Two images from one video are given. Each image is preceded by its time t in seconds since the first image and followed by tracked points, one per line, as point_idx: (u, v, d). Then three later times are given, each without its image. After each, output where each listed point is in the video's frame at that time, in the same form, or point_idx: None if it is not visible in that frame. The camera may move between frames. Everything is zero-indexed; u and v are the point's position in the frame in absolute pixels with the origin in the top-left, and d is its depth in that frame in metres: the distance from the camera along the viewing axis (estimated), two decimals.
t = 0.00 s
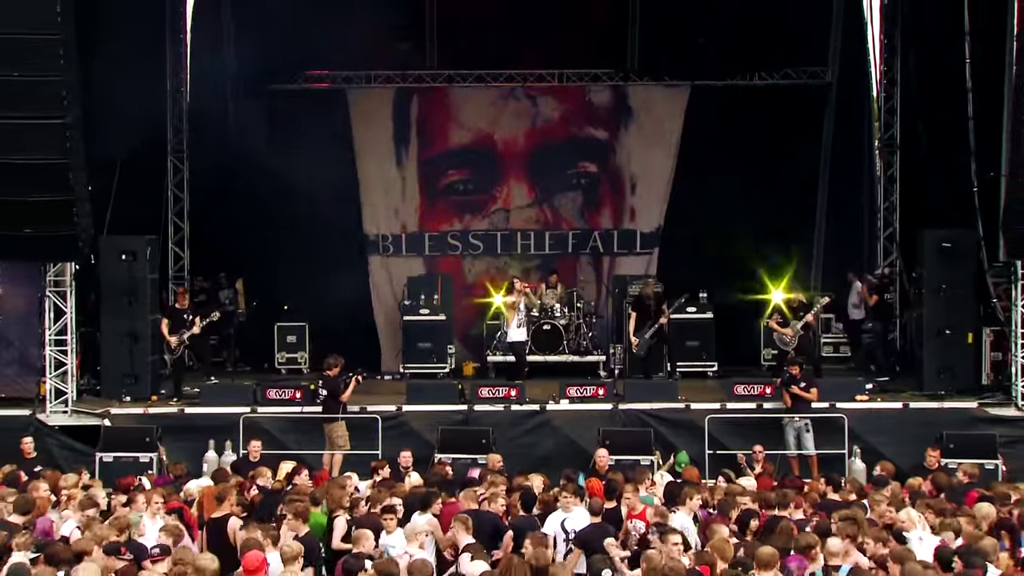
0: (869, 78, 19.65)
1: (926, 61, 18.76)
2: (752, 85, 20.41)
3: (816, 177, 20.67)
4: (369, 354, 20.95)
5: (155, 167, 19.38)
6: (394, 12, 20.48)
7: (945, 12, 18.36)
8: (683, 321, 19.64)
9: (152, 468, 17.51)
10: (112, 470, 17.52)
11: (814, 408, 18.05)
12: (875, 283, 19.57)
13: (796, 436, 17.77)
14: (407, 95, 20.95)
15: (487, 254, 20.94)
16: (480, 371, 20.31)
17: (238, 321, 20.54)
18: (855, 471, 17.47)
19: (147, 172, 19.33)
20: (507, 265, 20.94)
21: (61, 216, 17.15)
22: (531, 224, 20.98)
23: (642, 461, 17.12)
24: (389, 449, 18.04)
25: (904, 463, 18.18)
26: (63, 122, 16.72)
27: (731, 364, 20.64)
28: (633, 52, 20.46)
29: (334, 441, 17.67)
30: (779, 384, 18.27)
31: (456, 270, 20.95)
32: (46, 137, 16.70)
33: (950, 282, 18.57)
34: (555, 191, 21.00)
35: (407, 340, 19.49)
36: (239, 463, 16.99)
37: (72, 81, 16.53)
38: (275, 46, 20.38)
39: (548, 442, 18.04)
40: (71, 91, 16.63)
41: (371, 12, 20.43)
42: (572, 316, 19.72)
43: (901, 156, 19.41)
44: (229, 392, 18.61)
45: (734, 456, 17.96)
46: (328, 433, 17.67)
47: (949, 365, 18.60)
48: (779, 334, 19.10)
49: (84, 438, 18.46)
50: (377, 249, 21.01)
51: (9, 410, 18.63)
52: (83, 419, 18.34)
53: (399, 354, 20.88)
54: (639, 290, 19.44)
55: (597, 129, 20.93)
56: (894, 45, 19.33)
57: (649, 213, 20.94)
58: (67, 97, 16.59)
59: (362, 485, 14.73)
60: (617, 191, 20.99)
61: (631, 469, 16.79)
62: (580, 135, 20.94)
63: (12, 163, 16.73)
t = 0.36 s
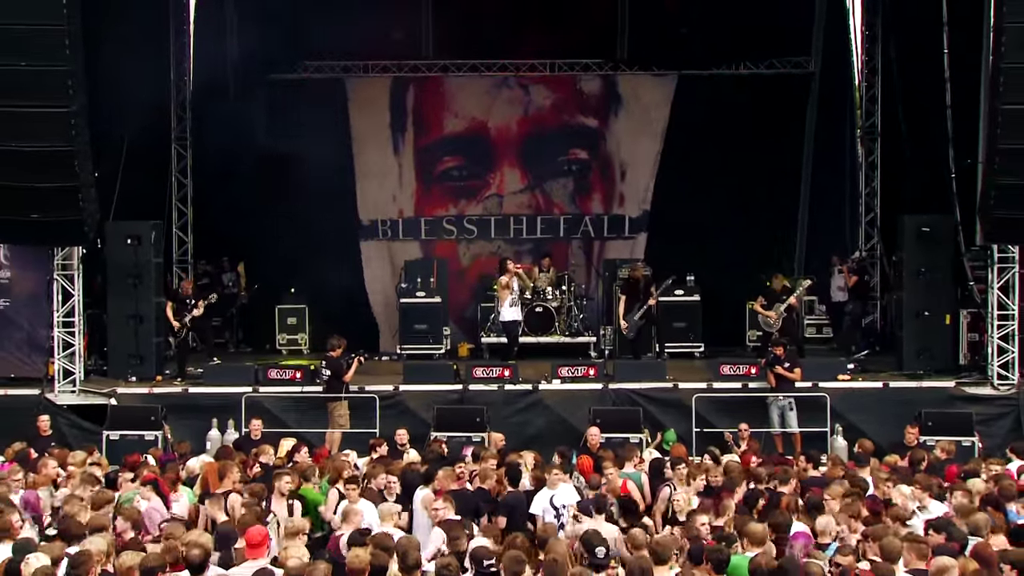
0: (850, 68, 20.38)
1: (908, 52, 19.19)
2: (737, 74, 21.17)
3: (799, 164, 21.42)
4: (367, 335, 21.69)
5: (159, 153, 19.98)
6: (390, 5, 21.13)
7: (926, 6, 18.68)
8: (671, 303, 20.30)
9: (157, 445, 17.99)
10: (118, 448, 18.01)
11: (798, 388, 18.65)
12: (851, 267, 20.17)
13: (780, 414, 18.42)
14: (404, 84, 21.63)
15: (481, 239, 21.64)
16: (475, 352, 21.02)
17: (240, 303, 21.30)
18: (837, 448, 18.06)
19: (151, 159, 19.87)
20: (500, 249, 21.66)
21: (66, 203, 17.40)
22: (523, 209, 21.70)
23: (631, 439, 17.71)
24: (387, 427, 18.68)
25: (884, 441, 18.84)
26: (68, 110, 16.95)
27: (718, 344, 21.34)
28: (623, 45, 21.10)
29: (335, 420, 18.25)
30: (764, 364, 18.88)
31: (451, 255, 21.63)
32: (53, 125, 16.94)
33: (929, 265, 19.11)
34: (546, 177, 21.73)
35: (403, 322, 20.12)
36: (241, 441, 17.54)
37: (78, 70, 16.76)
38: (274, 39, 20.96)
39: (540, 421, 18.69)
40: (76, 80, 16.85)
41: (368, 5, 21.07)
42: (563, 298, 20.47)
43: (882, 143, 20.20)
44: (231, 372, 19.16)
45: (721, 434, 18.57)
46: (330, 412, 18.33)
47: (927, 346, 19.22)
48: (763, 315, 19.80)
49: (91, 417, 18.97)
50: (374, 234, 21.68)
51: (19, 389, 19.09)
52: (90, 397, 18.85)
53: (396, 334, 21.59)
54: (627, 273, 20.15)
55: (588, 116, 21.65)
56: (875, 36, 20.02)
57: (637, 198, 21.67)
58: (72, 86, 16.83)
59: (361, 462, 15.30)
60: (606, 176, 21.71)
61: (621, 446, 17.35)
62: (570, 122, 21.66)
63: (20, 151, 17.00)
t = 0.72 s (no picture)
0: (836, 64, 20.81)
1: (892, 52, 19.67)
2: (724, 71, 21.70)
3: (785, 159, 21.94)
4: (364, 326, 22.24)
5: (160, 149, 20.47)
6: (386, 5, 21.72)
7: (909, 5, 19.10)
8: (663, 294, 20.61)
9: (158, 433, 18.43)
10: (120, 436, 18.43)
11: (784, 377, 19.09)
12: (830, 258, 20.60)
13: (766, 403, 18.92)
14: (399, 81, 22.09)
15: (474, 232, 22.17)
16: (469, 342, 21.54)
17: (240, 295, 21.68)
18: (821, 436, 18.49)
19: (151, 154, 20.35)
20: (493, 243, 22.18)
21: (68, 197, 17.74)
22: (515, 202, 22.23)
23: (621, 426, 18.15)
24: (384, 415, 19.17)
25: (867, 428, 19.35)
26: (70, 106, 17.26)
27: (707, 335, 21.94)
28: (613, 40, 21.78)
29: (331, 409, 18.84)
30: (750, 355, 19.35)
31: (446, 247, 22.19)
32: (55, 122, 17.24)
33: (911, 257, 19.60)
34: (537, 171, 22.24)
35: (398, 312, 20.57)
36: (240, 429, 17.97)
37: (79, 68, 17.07)
38: (276, 35, 21.56)
39: (532, 410, 19.17)
40: (77, 77, 17.16)
41: (364, 3, 21.62)
42: (554, 291, 20.99)
43: (866, 139, 20.58)
44: (229, 362, 19.56)
45: (708, 422, 19.06)
46: (329, 400, 18.87)
47: (910, 336, 19.74)
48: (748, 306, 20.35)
49: (94, 406, 19.39)
50: (370, 227, 22.20)
51: (23, 378, 19.52)
52: (92, 386, 19.30)
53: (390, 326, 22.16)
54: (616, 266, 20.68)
55: (578, 112, 22.14)
56: (859, 35, 20.50)
57: (626, 192, 22.17)
58: (73, 83, 17.13)
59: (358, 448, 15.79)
60: (597, 171, 22.21)
61: (611, 435, 17.81)
62: (561, 118, 22.17)
63: (24, 146, 17.31)
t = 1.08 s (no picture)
0: (821, 55, 21.29)
1: (875, 46, 20.15)
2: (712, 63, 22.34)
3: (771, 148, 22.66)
4: (360, 312, 22.86)
5: (161, 139, 20.94)
6: None
7: None
8: (650, 282, 21.21)
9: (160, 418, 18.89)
10: (122, 421, 18.87)
11: (771, 362, 19.55)
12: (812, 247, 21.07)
13: (753, 387, 19.33)
14: (394, 74, 22.47)
15: (468, 221, 22.67)
16: (463, 328, 22.08)
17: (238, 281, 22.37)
18: (807, 420, 18.92)
19: (151, 144, 20.78)
20: (486, 231, 22.68)
21: (70, 186, 18.12)
22: (507, 192, 22.70)
23: (612, 411, 18.55)
24: (380, 399, 19.66)
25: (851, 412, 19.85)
26: (71, 98, 17.63)
27: (695, 321, 22.58)
28: (603, 33, 22.30)
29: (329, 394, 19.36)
30: (738, 341, 19.87)
31: (440, 236, 22.65)
32: (56, 113, 17.59)
33: (894, 245, 20.01)
34: (528, 161, 22.69)
35: (394, 299, 21.08)
36: (240, 414, 18.39)
37: (80, 60, 17.43)
38: (276, 28, 22.03)
39: (525, 395, 19.65)
40: (78, 69, 17.53)
41: None
42: (545, 279, 21.55)
43: (850, 130, 21.11)
44: (229, 348, 19.98)
45: (697, 408, 19.43)
46: (327, 386, 19.38)
47: (893, 322, 20.12)
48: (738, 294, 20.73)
49: (97, 391, 19.81)
50: (365, 216, 22.62)
51: (27, 363, 19.96)
52: (94, 371, 19.66)
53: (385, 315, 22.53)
54: (607, 255, 21.26)
55: (570, 103, 22.57)
56: (843, 28, 20.87)
57: (616, 182, 22.65)
58: (75, 75, 17.49)
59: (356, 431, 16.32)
60: (588, 160, 22.67)
61: (602, 419, 18.25)
62: (553, 109, 22.60)
63: (27, 136, 17.65)
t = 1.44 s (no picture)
0: (817, 43, 21.61)
1: (870, 35, 20.52)
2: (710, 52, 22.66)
3: (768, 136, 22.94)
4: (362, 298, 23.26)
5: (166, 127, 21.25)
6: None
7: None
8: (649, 268, 21.38)
9: (165, 401, 19.18)
10: (129, 404, 19.16)
11: (767, 347, 19.79)
12: (807, 233, 21.38)
13: (748, 371, 19.61)
14: (395, 62, 22.78)
15: (468, 208, 23.05)
16: (464, 314, 22.44)
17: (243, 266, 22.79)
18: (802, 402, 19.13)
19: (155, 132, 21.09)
20: (486, 218, 23.04)
21: (76, 173, 18.40)
22: (507, 179, 23.07)
23: (610, 395, 18.80)
24: (382, 383, 19.97)
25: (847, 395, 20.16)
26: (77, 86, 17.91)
27: (693, 306, 23.15)
28: (602, 23, 22.88)
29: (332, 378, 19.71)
30: (734, 325, 20.02)
31: (441, 223, 23.05)
32: (63, 101, 17.87)
33: (889, 233, 20.20)
34: (528, 149, 23.04)
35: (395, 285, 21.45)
36: (245, 397, 18.66)
37: (86, 49, 17.70)
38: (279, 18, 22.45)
39: (525, 379, 19.96)
40: (84, 58, 17.80)
41: None
42: (545, 265, 21.93)
43: (846, 118, 21.37)
44: (232, 332, 20.25)
45: (694, 391, 19.78)
46: (330, 369, 19.71)
47: (886, 307, 20.38)
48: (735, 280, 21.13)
49: (103, 375, 20.10)
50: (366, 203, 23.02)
51: (35, 348, 20.26)
52: (101, 355, 19.95)
53: (387, 300, 22.99)
54: (605, 242, 21.61)
55: (569, 91, 22.87)
56: (839, 18, 21.28)
57: (614, 169, 23.00)
58: (81, 64, 17.77)
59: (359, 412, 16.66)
60: (586, 148, 23.01)
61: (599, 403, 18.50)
62: (552, 97, 22.90)
63: (35, 124, 17.95)
